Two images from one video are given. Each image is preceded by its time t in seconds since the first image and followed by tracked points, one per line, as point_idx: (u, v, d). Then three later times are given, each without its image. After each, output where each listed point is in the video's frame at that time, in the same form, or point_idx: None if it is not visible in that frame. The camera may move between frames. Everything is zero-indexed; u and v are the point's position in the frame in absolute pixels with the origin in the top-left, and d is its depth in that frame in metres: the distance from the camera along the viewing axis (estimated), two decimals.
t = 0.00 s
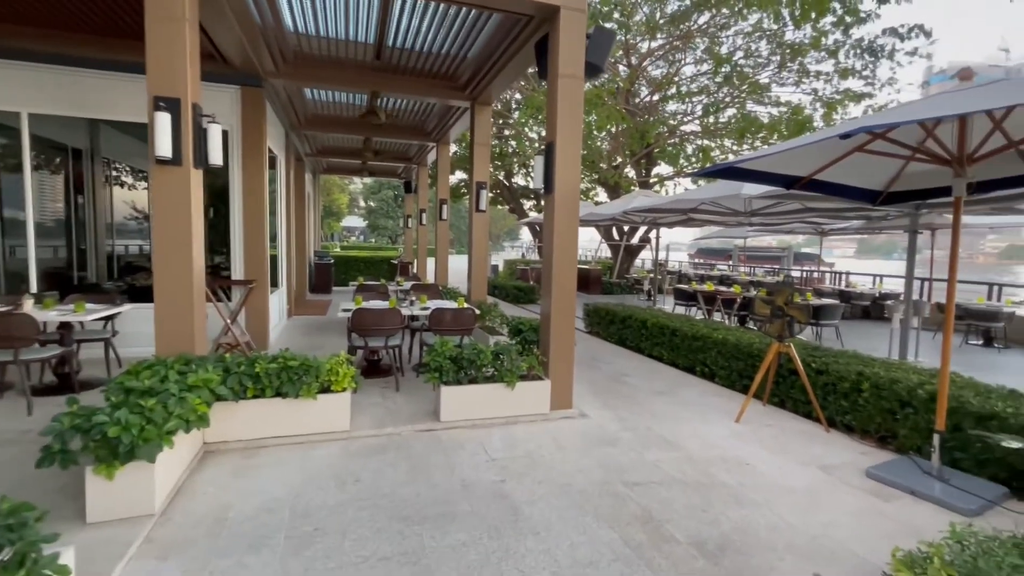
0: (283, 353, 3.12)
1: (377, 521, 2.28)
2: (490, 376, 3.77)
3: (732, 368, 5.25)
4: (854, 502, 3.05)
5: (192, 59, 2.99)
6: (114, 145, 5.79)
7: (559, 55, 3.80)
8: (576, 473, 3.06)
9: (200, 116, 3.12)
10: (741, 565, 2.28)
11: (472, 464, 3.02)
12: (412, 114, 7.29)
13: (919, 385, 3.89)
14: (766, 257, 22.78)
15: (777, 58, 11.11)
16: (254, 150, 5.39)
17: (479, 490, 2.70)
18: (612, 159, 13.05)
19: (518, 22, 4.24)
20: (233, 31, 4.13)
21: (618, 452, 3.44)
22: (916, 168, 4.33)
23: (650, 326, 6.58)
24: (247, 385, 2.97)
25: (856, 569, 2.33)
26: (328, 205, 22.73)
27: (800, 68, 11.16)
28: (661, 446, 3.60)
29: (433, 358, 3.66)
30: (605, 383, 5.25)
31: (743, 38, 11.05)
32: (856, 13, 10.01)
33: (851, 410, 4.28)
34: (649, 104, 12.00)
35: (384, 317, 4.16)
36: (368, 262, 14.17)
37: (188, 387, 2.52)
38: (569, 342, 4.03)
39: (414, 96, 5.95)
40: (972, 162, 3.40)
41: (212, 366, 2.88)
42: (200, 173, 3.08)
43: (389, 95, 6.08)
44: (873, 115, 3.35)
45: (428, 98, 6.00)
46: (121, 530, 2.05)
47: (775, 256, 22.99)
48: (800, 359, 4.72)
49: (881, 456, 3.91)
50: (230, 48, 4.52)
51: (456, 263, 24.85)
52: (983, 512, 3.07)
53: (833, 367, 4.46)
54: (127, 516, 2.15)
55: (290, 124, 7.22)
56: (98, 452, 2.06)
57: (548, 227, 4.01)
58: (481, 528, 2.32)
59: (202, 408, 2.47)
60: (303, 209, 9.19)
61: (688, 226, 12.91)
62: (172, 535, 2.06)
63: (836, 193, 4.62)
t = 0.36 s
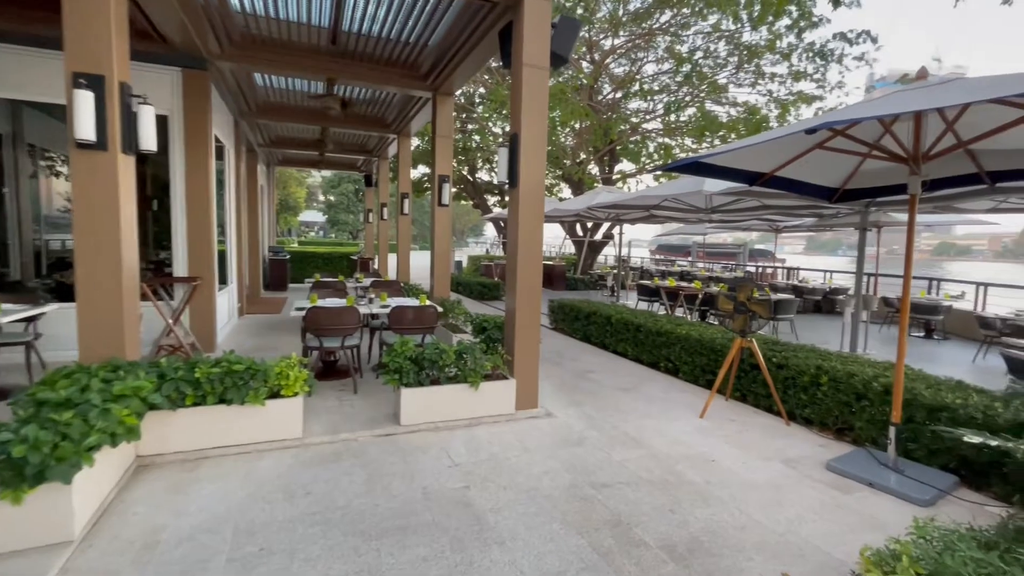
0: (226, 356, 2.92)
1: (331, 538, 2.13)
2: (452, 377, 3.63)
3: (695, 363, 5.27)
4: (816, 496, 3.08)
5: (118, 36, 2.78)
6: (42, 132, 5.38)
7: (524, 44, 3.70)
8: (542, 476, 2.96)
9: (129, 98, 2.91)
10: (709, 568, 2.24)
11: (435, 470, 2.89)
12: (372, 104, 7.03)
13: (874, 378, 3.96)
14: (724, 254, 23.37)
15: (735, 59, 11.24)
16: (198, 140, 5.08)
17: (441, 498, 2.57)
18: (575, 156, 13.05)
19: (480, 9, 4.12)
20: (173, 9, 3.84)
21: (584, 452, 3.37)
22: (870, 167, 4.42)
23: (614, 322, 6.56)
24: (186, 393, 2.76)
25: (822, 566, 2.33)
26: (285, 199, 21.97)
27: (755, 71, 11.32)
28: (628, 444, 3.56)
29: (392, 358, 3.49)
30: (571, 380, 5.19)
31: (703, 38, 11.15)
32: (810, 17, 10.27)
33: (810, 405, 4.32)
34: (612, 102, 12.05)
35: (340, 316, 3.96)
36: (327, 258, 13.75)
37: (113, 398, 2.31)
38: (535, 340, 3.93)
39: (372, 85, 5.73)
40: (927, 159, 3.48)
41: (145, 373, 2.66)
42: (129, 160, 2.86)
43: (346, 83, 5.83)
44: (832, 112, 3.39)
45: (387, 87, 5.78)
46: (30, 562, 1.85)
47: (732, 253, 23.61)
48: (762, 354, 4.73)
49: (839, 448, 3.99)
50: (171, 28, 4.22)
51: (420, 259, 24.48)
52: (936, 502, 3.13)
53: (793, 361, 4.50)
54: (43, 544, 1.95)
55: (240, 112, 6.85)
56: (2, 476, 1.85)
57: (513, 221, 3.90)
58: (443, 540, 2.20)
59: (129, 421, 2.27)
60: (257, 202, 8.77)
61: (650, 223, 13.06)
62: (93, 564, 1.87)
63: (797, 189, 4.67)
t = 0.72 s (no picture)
0: (166, 370, 2.69)
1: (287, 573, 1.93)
2: (420, 385, 3.42)
3: (669, 362, 5.20)
4: (796, 499, 3.03)
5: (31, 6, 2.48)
6: None
7: (494, 31, 3.53)
8: (519, 490, 2.80)
9: (45, 77, 2.61)
10: None
11: (403, 488, 2.69)
12: (331, 96, 6.71)
13: (847, 375, 3.95)
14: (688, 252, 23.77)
15: (698, 59, 11.34)
16: (138, 134, 4.71)
17: (411, 520, 2.39)
18: (542, 154, 12.94)
19: None
20: None
21: (561, 460, 3.23)
22: (839, 165, 4.42)
23: (586, 322, 6.44)
24: (120, 412, 2.51)
25: None
26: (241, 196, 21.11)
27: (718, 71, 11.42)
28: (606, 450, 3.44)
29: (354, 366, 3.25)
30: (543, 382, 5.04)
31: (667, 38, 11.17)
32: (769, 19, 10.43)
33: (784, 403, 4.30)
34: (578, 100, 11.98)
35: (298, 321, 3.68)
36: (287, 257, 13.23)
37: (27, 422, 2.06)
38: (507, 343, 3.76)
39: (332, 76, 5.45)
40: (901, 155, 3.47)
41: (70, 392, 2.40)
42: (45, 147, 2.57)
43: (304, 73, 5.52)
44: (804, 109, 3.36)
45: (348, 78, 5.51)
46: None
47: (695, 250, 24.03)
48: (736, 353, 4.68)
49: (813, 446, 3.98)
50: (105, 8, 3.87)
51: (384, 258, 23.97)
52: (913, 500, 3.12)
53: (766, 359, 4.47)
54: None
55: (189, 102, 6.43)
56: None
57: (483, 218, 3.72)
58: (415, 569, 2.03)
59: (46, 447, 2.02)
60: (208, 200, 8.29)
61: (617, 221, 13.07)
62: None
63: (769, 186, 4.64)
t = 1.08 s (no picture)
0: (114, 384, 2.46)
1: None
2: (396, 392, 3.26)
3: (649, 361, 5.14)
4: (784, 500, 2.99)
5: None
6: None
7: (470, 22, 3.39)
8: (503, 501, 2.67)
9: None
10: None
11: (381, 504, 2.54)
12: (298, 90, 6.43)
13: (828, 373, 3.94)
14: (660, 250, 24.01)
15: (669, 58, 11.35)
16: (85, 130, 4.41)
17: (390, 540, 2.24)
18: (516, 152, 12.81)
19: None
20: None
21: (545, 467, 3.12)
22: (816, 162, 4.42)
23: (565, 321, 6.35)
24: (62, 433, 2.30)
25: None
26: (204, 195, 20.39)
27: (689, 71, 11.47)
28: (590, 456, 3.34)
29: (325, 375, 3.06)
30: (523, 384, 4.92)
31: (639, 37, 11.17)
32: (738, 20, 10.51)
33: (765, 401, 4.28)
34: (551, 98, 11.90)
35: (263, 327, 3.47)
36: (254, 258, 12.79)
37: None
38: (486, 347, 3.63)
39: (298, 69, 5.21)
40: (881, 151, 3.46)
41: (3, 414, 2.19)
42: None
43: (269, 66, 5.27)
44: (784, 105, 3.32)
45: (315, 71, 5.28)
46: None
47: (667, 248, 24.30)
48: (716, 351, 4.65)
49: (795, 444, 3.96)
50: None
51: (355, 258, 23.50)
52: (896, 498, 3.11)
53: (746, 357, 4.44)
54: None
55: (143, 95, 6.08)
56: None
57: (460, 217, 3.57)
58: None
59: None
60: (167, 199, 7.88)
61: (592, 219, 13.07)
62: None
63: (748, 184, 4.61)
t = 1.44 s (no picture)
0: (63, 397, 2.27)
1: None
2: (374, 400, 3.11)
3: (633, 363, 5.06)
4: (773, 506, 2.93)
5: None
6: None
7: (450, 14, 3.26)
8: (487, 514, 2.56)
9: None
10: None
11: (357, 520, 2.40)
12: (270, 85, 6.21)
13: (813, 373, 3.91)
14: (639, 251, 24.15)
15: (648, 60, 11.37)
16: (39, 125, 4.16)
17: (367, 560, 2.11)
18: (496, 152, 12.69)
19: None
20: None
21: (530, 476, 3.00)
22: (800, 162, 4.39)
23: (547, 323, 6.25)
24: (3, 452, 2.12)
25: None
26: (175, 195, 19.79)
27: (668, 73, 11.50)
28: (576, 462, 3.24)
29: (298, 383, 2.89)
30: (506, 388, 4.80)
31: (618, 37, 11.16)
32: (716, 23, 10.57)
33: (750, 402, 4.23)
34: (531, 98, 11.82)
35: (231, 333, 3.29)
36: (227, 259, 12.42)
37: None
38: (468, 351, 3.50)
39: (270, 62, 5.01)
40: (867, 151, 3.43)
41: None
42: None
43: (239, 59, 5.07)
44: (770, 103, 3.27)
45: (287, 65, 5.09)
46: None
47: (647, 249, 24.45)
48: (701, 352, 4.59)
49: (781, 445, 3.93)
50: None
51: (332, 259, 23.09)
52: (885, 500, 3.08)
53: (731, 358, 4.40)
54: None
55: (104, 89, 5.79)
56: None
57: (440, 217, 3.44)
58: None
59: None
60: (131, 199, 7.56)
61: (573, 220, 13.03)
62: None
63: (731, 184, 4.58)
